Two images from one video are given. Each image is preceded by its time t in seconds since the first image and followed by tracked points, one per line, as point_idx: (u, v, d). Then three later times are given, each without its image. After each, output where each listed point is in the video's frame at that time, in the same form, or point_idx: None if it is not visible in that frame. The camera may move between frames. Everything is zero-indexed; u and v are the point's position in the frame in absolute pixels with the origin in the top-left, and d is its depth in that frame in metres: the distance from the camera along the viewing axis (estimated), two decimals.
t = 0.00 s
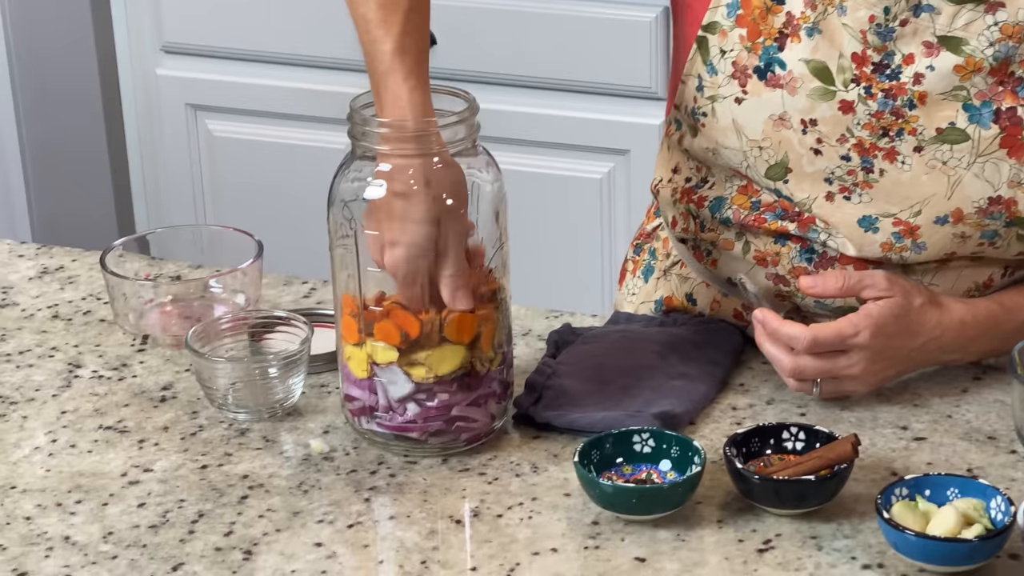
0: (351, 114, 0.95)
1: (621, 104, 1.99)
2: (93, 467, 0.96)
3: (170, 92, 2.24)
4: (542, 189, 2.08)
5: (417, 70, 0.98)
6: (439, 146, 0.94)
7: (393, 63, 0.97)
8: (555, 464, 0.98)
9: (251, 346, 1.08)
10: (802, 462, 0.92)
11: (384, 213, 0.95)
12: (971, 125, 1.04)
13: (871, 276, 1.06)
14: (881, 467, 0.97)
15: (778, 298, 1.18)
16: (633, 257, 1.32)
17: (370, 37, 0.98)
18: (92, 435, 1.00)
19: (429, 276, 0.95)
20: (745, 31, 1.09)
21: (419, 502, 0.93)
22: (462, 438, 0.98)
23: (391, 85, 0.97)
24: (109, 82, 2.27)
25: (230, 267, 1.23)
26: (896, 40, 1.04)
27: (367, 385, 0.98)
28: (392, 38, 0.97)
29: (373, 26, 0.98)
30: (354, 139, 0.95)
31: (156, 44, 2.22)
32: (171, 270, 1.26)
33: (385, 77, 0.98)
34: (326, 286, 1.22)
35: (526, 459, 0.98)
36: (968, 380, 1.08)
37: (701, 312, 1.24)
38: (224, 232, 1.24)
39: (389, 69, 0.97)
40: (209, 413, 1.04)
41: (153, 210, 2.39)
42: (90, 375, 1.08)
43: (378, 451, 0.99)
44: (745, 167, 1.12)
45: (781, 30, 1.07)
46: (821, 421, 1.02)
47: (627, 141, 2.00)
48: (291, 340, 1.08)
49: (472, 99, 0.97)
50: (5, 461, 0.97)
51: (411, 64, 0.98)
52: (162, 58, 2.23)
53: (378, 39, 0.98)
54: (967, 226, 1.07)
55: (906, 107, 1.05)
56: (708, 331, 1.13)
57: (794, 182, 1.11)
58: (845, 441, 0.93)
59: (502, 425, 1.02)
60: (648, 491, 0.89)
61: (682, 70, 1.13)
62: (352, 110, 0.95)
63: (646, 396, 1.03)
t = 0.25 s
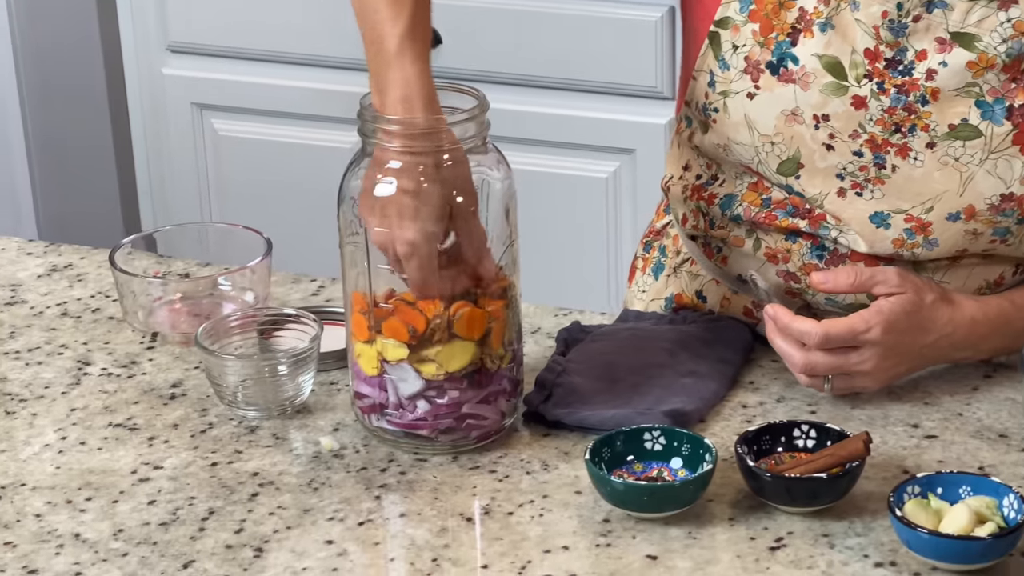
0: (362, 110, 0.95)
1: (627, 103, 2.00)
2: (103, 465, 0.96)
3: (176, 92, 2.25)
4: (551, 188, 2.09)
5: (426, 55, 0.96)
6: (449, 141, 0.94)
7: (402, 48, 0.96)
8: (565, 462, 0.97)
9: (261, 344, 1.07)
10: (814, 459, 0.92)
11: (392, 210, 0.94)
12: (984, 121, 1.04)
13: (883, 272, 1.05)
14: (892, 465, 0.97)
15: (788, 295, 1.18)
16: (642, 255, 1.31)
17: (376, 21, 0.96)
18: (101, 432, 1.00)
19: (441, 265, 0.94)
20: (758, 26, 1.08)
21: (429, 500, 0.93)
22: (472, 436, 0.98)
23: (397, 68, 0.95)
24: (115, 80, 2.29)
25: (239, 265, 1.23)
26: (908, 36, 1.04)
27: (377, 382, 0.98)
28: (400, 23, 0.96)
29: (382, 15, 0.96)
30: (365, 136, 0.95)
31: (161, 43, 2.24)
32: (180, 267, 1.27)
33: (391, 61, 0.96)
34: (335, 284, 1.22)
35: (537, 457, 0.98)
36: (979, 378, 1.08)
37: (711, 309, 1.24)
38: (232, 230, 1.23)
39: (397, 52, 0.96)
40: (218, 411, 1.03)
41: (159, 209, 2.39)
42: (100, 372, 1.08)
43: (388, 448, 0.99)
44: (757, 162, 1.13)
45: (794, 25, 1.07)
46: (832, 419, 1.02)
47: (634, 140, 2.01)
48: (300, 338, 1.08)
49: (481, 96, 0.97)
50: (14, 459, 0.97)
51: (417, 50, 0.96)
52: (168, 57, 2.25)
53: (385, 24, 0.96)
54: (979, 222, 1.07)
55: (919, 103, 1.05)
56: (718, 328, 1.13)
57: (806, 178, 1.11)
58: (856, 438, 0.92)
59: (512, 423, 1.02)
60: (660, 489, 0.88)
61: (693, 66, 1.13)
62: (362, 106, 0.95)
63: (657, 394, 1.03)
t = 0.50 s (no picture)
0: (373, 109, 0.95)
1: (635, 101, 2.00)
2: (114, 464, 0.96)
3: (183, 90, 2.28)
4: (558, 188, 2.10)
5: (443, 68, 0.96)
6: (462, 141, 0.94)
7: (421, 61, 0.96)
8: (577, 461, 0.97)
9: (271, 342, 1.07)
10: (827, 458, 0.92)
11: (401, 208, 0.94)
12: (997, 119, 1.04)
13: (894, 269, 1.06)
14: (904, 464, 0.97)
15: (800, 293, 1.18)
16: (652, 254, 1.30)
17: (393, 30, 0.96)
18: (112, 431, 1.00)
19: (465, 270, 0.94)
20: (771, 25, 1.08)
21: (441, 499, 0.93)
22: (484, 434, 0.98)
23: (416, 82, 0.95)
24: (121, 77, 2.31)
25: (249, 265, 1.23)
26: (921, 34, 1.04)
27: (389, 381, 0.98)
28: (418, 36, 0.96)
29: (399, 28, 0.96)
30: (376, 135, 0.95)
31: (169, 42, 2.27)
32: (190, 266, 1.27)
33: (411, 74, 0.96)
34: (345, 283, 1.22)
35: (548, 455, 0.98)
36: (991, 377, 1.07)
37: (722, 308, 1.23)
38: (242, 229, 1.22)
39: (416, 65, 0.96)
40: (229, 409, 1.03)
41: (166, 206, 2.42)
42: (110, 371, 1.08)
43: (399, 447, 0.99)
44: (770, 161, 1.12)
45: (807, 24, 1.07)
46: (844, 417, 1.02)
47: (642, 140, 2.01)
48: (311, 336, 1.07)
49: (493, 95, 0.96)
50: (25, 457, 0.97)
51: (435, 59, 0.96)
52: (175, 55, 2.27)
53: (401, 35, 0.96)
54: (992, 220, 1.07)
55: (932, 101, 1.05)
56: (729, 327, 1.13)
57: (819, 177, 1.11)
58: (869, 437, 0.92)
59: (523, 421, 1.02)
60: (672, 487, 0.88)
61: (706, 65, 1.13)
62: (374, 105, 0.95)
63: (668, 393, 1.03)
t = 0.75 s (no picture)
0: (387, 108, 0.95)
1: (645, 100, 2.03)
2: (127, 462, 0.96)
3: (191, 90, 2.29)
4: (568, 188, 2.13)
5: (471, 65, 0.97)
6: (476, 137, 0.93)
7: (449, 60, 0.96)
8: (590, 460, 0.97)
9: (283, 342, 1.07)
10: (840, 458, 0.91)
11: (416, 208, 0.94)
12: (1011, 118, 1.04)
13: (906, 268, 1.05)
14: (918, 463, 0.96)
15: (813, 292, 1.18)
16: (662, 254, 1.30)
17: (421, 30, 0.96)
18: (125, 430, 1.00)
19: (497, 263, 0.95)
20: (783, 24, 1.08)
21: (454, 498, 0.93)
22: (497, 434, 0.98)
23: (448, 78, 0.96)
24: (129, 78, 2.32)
25: (262, 263, 1.24)
26: (935, 32, 1.04)
27: (401, 380, 0.98)
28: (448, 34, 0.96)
29: (426, 27, 0.96)
30: (389, 134, 0.95)
31: (176, 41, 2.27)
32: (200, 266, 1.27)
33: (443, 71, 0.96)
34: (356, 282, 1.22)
35: (561, 455, 0.98)
36: (1003, 376, 1.07)
37: (734, 308, 1.24)
38: (254, 228, 1.23)
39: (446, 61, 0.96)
40: (242, 408, 1.03)
41: (174, 206, 2.42)
42: (122, 370, 1.08)
43: (412, 446, 0.99)
44: (782, 160, 1.12)
45: (820, 22, 1.07)
46: (857, 417, 1.02)
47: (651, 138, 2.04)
48: (324, 335, 1.08)
49: (508, 95, 0.96)
50: (38, 456, 0.97)
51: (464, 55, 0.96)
52: (183, 55, 2.28)
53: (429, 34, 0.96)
54: (1005, 220, 1.06)
55: (945, 100, 1.05)
56: (741, 326, 1.13)
57: (831, 176, 1.11)
58: (882, 437, 0.92)
59: (536, 421, 1.02)
60: (685, 486, 0.88)
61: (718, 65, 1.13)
62: (389, 104, 0.95)
63: (681, 392, 1.02)
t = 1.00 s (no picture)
0: (400, 108, 0.94)
1: (649, 100, 2.03)
2: (140, 462, 0.96)
3: (197, 91, 2.29)
4: (572, 188, 2.13)
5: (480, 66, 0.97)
6: (490, 137, 0.93)
7: (459, 64, 0.96)
8: (602, 460, 0.97)
9: (294, 341, 1.07)
10: (853, 457, 0.91)
11: (430, 207, 0.95)
12: None
13: (919, 269, 1.05)
14: (931, 463, 0.96)
15: (824, 292, 1.18)
16: (673, 254, 1.31)
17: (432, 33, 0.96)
18: (137, 429, 1.00)
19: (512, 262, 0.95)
20: (796, 23, 1.09)
21: (467, 497, 0.92)
22: (509, 433, 0.98)
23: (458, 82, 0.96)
24: (135, 78, 2.32)
25: (273, 263, 1.23)
26: (948, 31, 1.04)
27: (414, 380, 0.98)
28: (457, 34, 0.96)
29: (438, 31, 0.96)
30: (402, 132, 0.95)
31: (182, 41, 2.27)
32: (211, 265, 1.27)
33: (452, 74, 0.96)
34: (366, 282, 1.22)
35: (573, 454, 0.98)
36: (1015, 376, 1.07)
37: (745, 307, 1.24)
38: (266, 227, 1.23)
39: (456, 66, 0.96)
40: (253, 408, 1.03)
41: (180, 207, 2.43)
42: (134, 369, 1.08)
43: (424, 446, 0.99)
44: (793, 159, 1.12)
45: (832, 21, 1.07)
46: (869, 416, 1.02)
47: (657, 138, 2.04)
48: (335, 335, 1.08)
49: (520, 92, 0.96)
50: (51, 455, 0.97)
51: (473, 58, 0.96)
52: (189, 55, 2.28)
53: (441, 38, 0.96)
54: (1018, 219, 1.06)
55: (958, 99, 1.05)
56: (752, 325, 1.13)
57: (844, 175, 1.11)
58: (896, 437, 0.91)
59: (548, 420, 1.02)
60: (699, 486, 0.88)
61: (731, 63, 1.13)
62: (402, 103, 0.95)
63: (693, 392, 1.02)
